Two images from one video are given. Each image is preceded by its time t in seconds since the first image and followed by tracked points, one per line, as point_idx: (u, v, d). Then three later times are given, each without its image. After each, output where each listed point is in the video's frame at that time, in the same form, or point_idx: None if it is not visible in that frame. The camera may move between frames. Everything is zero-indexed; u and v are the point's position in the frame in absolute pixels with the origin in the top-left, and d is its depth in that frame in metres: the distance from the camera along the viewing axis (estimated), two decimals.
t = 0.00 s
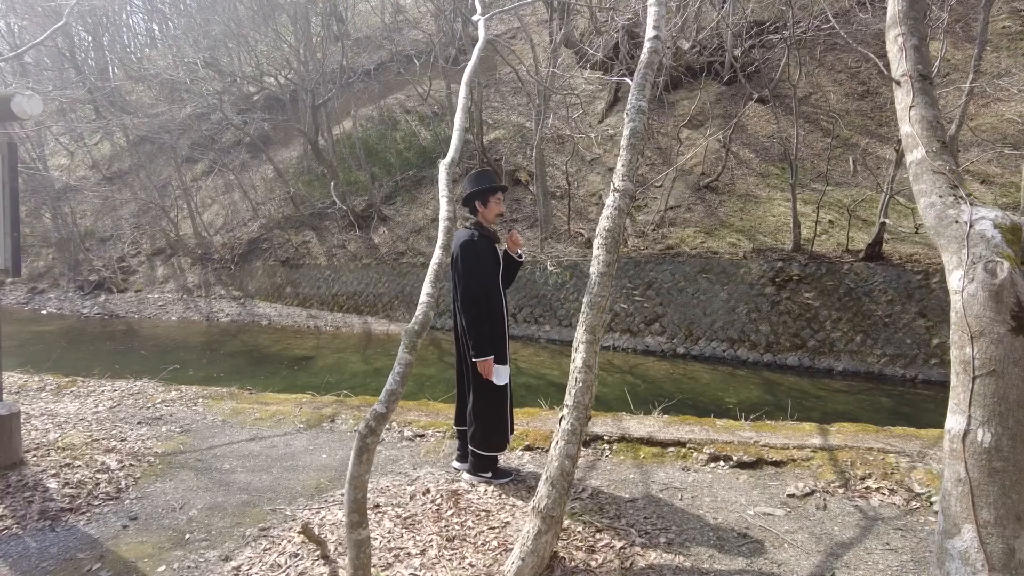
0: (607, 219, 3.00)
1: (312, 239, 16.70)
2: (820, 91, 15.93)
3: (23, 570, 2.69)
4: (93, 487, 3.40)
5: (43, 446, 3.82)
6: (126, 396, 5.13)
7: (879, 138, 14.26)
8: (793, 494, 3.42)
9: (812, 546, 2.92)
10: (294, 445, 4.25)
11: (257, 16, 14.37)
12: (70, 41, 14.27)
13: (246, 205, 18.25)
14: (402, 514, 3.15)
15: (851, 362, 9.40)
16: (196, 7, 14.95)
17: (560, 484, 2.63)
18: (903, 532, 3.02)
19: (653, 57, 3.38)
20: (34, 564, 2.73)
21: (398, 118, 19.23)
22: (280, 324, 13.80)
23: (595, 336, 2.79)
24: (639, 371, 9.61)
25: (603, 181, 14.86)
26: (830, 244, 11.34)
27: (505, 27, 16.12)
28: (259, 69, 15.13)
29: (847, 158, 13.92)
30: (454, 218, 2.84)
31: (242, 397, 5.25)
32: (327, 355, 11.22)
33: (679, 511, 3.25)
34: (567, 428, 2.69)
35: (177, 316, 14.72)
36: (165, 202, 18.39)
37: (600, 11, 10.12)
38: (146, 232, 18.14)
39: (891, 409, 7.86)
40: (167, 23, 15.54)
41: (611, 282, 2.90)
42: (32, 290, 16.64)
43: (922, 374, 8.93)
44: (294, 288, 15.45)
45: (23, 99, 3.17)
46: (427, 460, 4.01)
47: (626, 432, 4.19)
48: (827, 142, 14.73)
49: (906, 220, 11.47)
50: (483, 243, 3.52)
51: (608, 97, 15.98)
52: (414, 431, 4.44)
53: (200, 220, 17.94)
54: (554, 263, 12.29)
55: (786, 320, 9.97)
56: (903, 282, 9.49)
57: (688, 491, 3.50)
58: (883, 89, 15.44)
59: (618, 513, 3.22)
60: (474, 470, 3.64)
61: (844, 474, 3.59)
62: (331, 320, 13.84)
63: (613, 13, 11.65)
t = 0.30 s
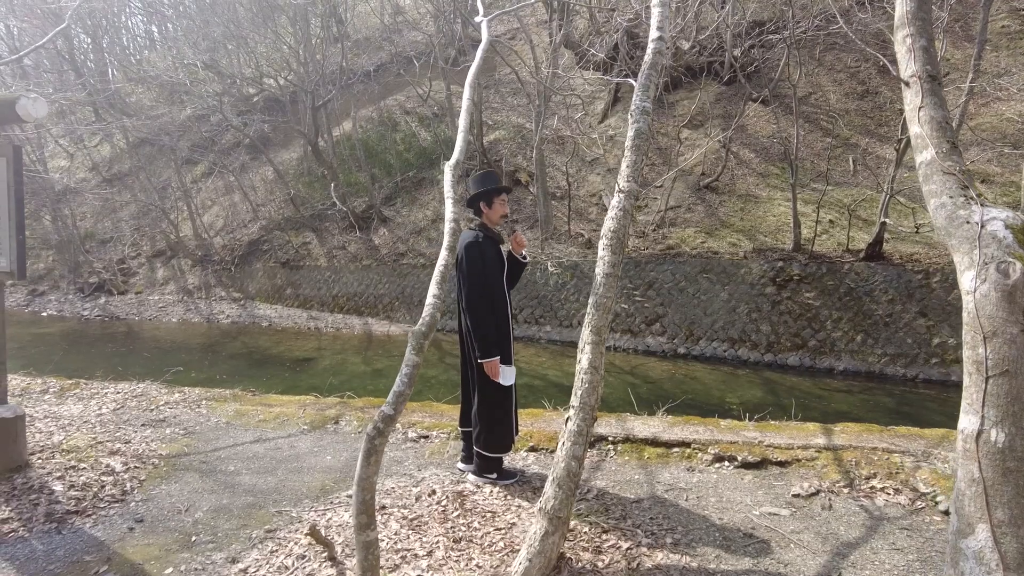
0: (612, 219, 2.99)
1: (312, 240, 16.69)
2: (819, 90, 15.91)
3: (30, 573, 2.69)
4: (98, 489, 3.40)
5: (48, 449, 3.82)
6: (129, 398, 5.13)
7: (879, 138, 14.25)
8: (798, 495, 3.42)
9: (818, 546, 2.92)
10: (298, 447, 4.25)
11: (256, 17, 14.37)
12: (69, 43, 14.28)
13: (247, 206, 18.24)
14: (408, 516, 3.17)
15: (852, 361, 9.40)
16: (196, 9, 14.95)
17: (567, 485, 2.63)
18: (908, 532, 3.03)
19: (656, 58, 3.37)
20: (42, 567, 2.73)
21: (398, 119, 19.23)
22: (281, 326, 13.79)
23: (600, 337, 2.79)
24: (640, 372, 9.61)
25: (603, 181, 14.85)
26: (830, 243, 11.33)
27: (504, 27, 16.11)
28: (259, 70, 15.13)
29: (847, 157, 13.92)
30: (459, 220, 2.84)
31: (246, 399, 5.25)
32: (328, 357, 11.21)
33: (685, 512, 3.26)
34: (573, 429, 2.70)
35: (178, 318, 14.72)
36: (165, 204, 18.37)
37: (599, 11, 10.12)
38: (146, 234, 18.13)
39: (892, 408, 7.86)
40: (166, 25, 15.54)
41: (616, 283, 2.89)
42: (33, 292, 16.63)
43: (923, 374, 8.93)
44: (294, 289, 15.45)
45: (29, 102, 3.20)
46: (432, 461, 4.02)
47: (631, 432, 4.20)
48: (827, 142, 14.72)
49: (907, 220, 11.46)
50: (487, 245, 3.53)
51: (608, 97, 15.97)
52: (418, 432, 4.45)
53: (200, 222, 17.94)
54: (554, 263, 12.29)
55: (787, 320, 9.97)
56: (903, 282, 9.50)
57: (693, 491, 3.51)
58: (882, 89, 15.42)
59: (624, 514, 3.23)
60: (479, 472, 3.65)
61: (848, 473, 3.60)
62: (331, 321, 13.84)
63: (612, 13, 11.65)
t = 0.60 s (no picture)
0: (616, 221, 3.00)
1: (310, 242, 16.68)
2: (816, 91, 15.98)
3: (40, 573, 2.69)
4: (105, 491, 3.41)
5: (53, 450, 3.83)
6: (132, 399, 5.14)
7: (875, 139, 14.31)
8: (800, 493, 3.46)
9: (821, 543, 2.95)
10: (302, 448, 4.27)
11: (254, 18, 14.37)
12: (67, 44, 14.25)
13: (244, 208, 18.22)
14: (414, 516, 3.20)
15: (849, 361, 9.45)
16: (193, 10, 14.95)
17: (573, 484, 2.65)
18: (910, 530, 3.06)
19: (659, 60, 3.39)
20: (50, 568, 2.74)
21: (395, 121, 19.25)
22: (279, 327, 13.78)
23: (605, 337, 2.81)
24: (639, 372, 9.65)
25: (601, 182, 14.88)
26: (827, 244, 11.37)
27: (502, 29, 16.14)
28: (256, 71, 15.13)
29: (843, 158, 13.99)
30: (465, 222, 2.85)
31: (249, 401, 5.26)
32: (326, 358, 11.21)
33: (688, 510, 3.29)
34: (579, 428, 2.72)
35: (176, 320, 14.69)
36: (162, 205, 18.34)
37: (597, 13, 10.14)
38: (143, 236, 18.09)
39: (889, 407, 7.91)
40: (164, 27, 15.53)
41: (620, 284, 2.90)
42: (29, 294, 16.58)
43: (920, 373, 8.98)
44: (292, 291, 15.44)
45: (37, 104, 3.19)
46: (436, 461, 4.05)
47: (633, 432, 4.23)
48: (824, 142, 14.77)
49: (903, 220, 11.51)
50: (491, 246, 3.56)
51: (605, 98, 16.01)
52: (422, 432, 4.48)
53: (197, 224, 17.92)
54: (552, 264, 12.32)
55: (784, 320, 10.02)
56: (900, 282, 9.56)
57: (696, 490, 3.54)
58: (879, 90, 15.49)
59: (629, 512, 3.26)
60: (484, 472, 3.68)
61: (850, 472, 3.63)
62: (329, 322, 13.83)
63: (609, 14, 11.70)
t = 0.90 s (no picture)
0: (619, 221, 3.02)
1: (304, 243, 16.65)
2: (809, 92, 16.08)
3: (48, 573, 2.71)
4: (110, 491, 3.42)
5: (56, 451, 3.83)
6: (132, 401, 5.14)
7: (868, 139, 14.41)
8: (800, 490, 3.51)
9: (821, 539, 3.00)
10: (306, 448, 4.29)
11: (248, 19, 14.33)
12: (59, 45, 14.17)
13: (239, 209, 18.17)
14: (420, 514, 3.24)
15: (843, 360, 9.53)
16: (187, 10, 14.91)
17: (578, 482, 2.68)
18: (909, 525, 3.12)
19: (660, 63, 3.42)
20: (58, 568, 2.75)
21: (390, 121, 19.24)
22: (274, 329, 13.75)
23: (609, 336, 2.82)
24: (635, 372, 9.70)
25: (595, 183, 14.93)
26: (821, 244, 11.45)
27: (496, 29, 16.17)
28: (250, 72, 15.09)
29: (837, 158, 14.10)
30: (470, 222, 2.86)
31: (250, 401, 5.26)
32: (322, 359, 11.20)
33: (690, 507, 3.33)
34: (583, 426, 2.73)
35: (170, 321, 14.65)
36: (156, 206, 18.26)
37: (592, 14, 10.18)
38: (136, 237, 18.00)
39: (883, 406, 7.98)
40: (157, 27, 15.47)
41: (624, 284, 2.92)
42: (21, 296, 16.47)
43: (913, 372, 9.08)
44: (286, 292, 15.42)
45: (42, 107, 3.21)
46: (439, 460, 4.09)
47: (634, 430, 4.27)
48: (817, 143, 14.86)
49: (896, 220, 11.61)
50: (493, 247, 3.58)
51: (600, 99, 16.05)
52: (424, 432, 4.51)
53: (192, 225, 17.85)
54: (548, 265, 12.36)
55: (779, 320, 10.09)
56: (894, 281, 9.65)
57: (697, 487, 3.59)
58: (871, 91, 15.61)
59: (631, 509, 3.30)
60: (487, 471, 3.71)
61: (848, 469, 3.68)
62: (325, 324, 13.82)
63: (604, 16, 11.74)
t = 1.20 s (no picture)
0: (618, 223, 3.04)
1: (298, 243, 16.63)
2: (801, 93, 16.21)
3: (53, 573, 2.72)
4: (112, 492, 3.43)
5: (57, 452, 3.84)
6: (131, 401, 5.15)
7: (859, 140, 14.54)
8: (796, 486, 3.57)
9: (818, 534, 3.05)
10: (306, 448, 4.31)
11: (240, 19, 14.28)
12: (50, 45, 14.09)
13: (232, 209, 18.12)
14: (422, 512, 3.28)
15: (836, 359, 9.63)
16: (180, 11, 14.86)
17: (579, 480, 2.72)
18: (902, 520, 3.17)
19: (657, 66, 3.45)
20: (63, 568, 2.76)
21: (384, 122, 19.23)
22: (267, 329, 13.73)
23: (609, 337, 2.83)
24: (630, 371, 9.76)
25: (589, 184, 14.99)
26: (813, 244, 11.55)
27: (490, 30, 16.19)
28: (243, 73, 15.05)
29: (828, 159, 14.22)
30: (472, 223, 2.87)
31: (248, 402, 5.27)
32: (316, 360, 11.20)
33: (689, 504, 3.38)
34: (583, 425, 2.76)
35: (163, 322, 14.59)
36: (148, 207, 18.19)
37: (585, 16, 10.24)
38: (128, 238, 17.91)
39: (875, 405, 8.08)
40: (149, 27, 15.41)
41: (623, 285, 2.93)
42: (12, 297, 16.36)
43: (904, 371, 9.19)
44: (280, 293, 15.41)
45: (45, 109, 3.22)
46: (439, 460, 4.12)
47: (632, 429, 4.31)
48: (809, 143, 14.97)
49: (887, 220, 11.72)
50: (492, 247, 3.63)
51: (593, 100, 16.12)
52: (424, 432, 4.54)
53: (184, 225, 17.77)
54: (542, 265, 12.41)
55: (771, 319, 10.18)
56: (885, 281, 9.76)
57: (695, 484, 3.64)
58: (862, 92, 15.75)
59: (631, 507, 3.35)
60: (488, 469, 3.75)
61: (843, 466, 3.74)
62: (319, 324, 13.82)
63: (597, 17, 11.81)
